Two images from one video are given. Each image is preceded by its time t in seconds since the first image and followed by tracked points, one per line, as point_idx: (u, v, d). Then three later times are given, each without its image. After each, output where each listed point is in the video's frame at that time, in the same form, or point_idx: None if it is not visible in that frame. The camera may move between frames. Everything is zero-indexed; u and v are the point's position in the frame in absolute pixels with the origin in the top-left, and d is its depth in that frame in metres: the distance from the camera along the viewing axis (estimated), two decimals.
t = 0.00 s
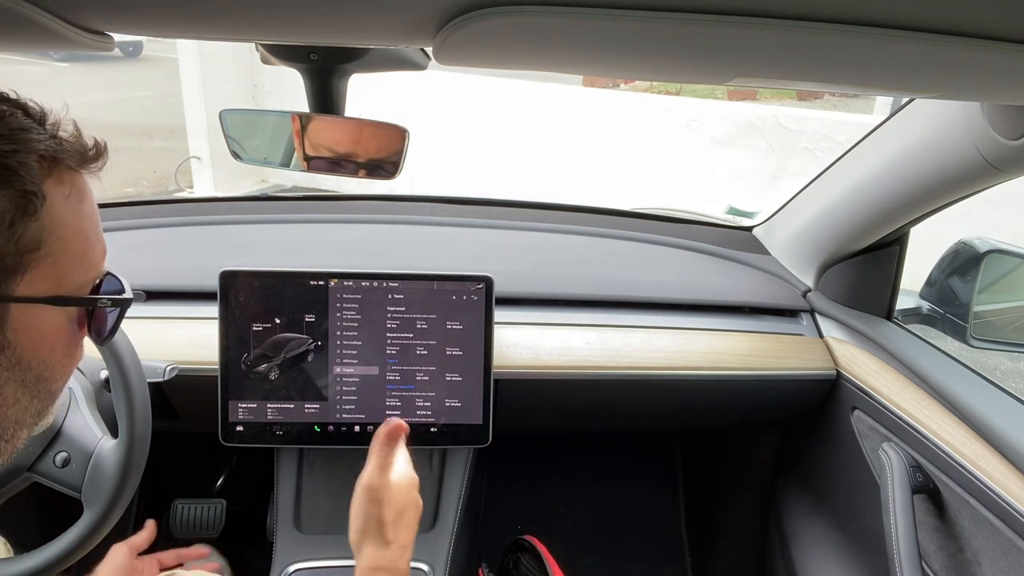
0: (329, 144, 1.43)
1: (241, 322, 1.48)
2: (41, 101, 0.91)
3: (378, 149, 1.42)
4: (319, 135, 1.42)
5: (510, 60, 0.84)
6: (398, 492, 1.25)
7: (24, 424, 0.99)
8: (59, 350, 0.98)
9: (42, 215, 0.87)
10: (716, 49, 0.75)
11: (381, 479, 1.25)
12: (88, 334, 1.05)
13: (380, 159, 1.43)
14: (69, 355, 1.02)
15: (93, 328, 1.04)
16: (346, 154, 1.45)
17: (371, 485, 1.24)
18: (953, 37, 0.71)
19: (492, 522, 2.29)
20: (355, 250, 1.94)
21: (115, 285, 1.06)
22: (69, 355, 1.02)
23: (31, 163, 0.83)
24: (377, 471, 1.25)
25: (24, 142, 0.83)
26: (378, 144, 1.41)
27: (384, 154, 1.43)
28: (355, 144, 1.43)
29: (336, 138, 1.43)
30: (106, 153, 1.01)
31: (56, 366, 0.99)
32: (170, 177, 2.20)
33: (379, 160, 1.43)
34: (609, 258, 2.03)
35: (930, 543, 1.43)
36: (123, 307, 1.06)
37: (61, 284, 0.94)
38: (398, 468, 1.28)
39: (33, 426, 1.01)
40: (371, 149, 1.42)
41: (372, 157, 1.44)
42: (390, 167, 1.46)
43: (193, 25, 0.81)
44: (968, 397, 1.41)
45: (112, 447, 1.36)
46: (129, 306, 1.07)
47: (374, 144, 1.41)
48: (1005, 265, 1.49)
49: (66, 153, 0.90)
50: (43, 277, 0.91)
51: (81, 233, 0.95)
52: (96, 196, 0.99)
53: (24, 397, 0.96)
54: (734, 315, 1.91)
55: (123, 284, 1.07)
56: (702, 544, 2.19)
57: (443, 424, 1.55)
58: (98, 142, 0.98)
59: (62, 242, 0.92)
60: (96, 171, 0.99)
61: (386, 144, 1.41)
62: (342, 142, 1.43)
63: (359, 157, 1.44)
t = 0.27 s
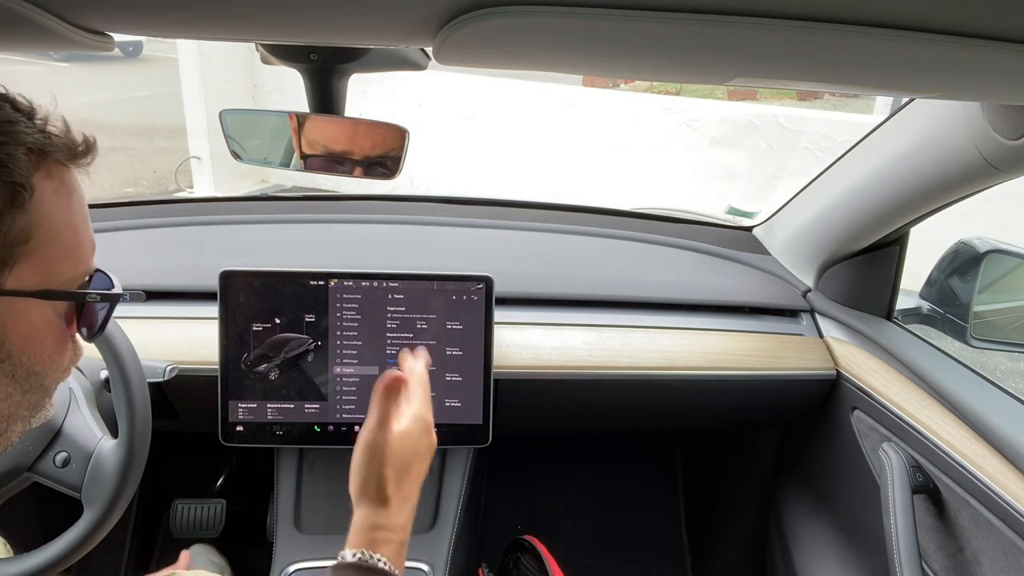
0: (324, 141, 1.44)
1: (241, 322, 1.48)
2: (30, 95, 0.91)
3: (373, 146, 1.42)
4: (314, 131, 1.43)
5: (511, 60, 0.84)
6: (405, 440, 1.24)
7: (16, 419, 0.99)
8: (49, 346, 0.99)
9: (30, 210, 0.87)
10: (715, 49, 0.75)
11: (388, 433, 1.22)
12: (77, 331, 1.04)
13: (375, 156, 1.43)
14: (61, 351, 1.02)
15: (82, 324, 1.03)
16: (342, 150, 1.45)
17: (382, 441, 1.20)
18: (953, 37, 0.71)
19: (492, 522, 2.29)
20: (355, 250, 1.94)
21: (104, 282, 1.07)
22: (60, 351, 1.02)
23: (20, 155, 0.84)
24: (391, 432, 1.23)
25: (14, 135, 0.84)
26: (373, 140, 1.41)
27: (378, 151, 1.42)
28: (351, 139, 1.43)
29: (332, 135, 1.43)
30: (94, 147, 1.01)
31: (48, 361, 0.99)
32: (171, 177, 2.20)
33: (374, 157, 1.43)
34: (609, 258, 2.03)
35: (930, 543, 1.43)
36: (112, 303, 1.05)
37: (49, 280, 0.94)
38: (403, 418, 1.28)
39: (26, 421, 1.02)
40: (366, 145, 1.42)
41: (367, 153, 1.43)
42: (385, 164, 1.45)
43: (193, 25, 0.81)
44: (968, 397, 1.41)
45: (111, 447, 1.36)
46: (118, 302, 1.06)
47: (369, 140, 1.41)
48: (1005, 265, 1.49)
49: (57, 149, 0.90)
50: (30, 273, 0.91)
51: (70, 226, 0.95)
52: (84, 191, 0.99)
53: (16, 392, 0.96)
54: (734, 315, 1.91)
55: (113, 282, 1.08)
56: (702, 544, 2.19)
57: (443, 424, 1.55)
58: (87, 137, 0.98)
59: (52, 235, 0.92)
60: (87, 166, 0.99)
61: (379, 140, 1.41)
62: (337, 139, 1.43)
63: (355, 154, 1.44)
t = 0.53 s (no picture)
0: (322, 139, 1.44)
1: (241, 322, 1.48)
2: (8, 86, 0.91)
3: (371, 141, 1.42)
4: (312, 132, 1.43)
5: (511, 60, 0.84)
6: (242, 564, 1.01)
7: (17, 416, 0.97)
8: (43, 340, 0.97)
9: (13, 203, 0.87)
10: (715, 49, 0.75)
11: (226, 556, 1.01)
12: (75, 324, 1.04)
13: (375, 150, 1.43)
14: (54, 349, 1.00)
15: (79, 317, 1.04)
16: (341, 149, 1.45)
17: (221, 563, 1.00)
18: (953, 36, 0.71)
19: (492, 522, 2.29)
20: (356, 250, 1.94)
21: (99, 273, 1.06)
22: (54, 349, 1.00)
23: None
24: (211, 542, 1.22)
25: None
26: (371, 136, 1.41)
27: (377, 145, 1.42)
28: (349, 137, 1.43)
29: (330, 134, 1.43)
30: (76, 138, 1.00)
31: (43, 356, 0.98)
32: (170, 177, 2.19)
33: (373, 152, 1.43)
34: (609, 258, 2.03)
35: (930, 543, 1.43)
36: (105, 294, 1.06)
37: (37, 272, 0.94)
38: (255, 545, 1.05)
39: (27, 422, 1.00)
40: (364, 141, 1.42)
41: (367, 150, 1.43)
42: (385, 160, 1.45)
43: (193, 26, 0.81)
44: (968, 397, 1.41)
45: (111, 447, 1.36)
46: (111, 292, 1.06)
47: (368, 136, 1.41)
48: (1005, 265, 1.49)
49: (36, 139, 0.90)
50: (17, 264, 0.91)
51: (57, 217, 0.95)
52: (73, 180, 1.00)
53: (13, 387, 0.94)
54: (734, 315, 1.91)
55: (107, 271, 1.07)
56: (702, 544, 2.19)
57: (443, 424, 1.55)
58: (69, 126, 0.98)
59: (37, 227, 0.93)
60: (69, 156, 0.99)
61: (378, 135, 1.40)
62: (335, 137, 1.43)
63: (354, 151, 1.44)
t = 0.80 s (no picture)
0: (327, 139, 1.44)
1: (241, 322, 1.48)
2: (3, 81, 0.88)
3: (375, 140, 1.42)
4: (317, 132, 1.43)
5: (511, 61, 0.84)
6: None
7: (33, 413, 1.00)
8: (58, 341, 0.99)
9: (21, 208, 0.87)
10: (715, 49, 0.75)
11: None
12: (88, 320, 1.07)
13: (380, 148, 1.43)
14: (71, 345, 1.03)
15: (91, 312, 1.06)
16: (347, 148, 1.45)
17: None
18: (953, 37, 0.71)
19: (492, 522, 2.29)
20: (356, 250, 1.95)
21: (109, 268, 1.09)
22: (70, 345, 1.02)
23: None
24: None
25: None
26: (375, 134, 1.40)
27: (383, 142, 1.41)
28: (354, 136, 1.43)
29: (335, 133, 1.43)
30: (71, 129, 0.99)
31: (57, 355, 1.00)
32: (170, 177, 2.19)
33: (379, 150, 1.43)
34: (610, 258, 2.03)
35: (930, 543, 1.43)
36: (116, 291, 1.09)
37: (48, 273, 0.94)
38: None
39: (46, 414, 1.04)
40: (369, 140, 1.42)
41: (373, 148, 1.43)
42: (392, 157, 1.44)
43: (194, 26, 0.81)
44: (968, 397, 1.41)
45: (111, 447, 1.36)
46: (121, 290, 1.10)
47: (372, 133, 1.41)
48: (1004, 265, 1.49)
49: (35, 136, 0.88)
50: (28, 269, 0.91)
51: (59, 216, 0.94)
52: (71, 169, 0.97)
53: (27, 389, 0.96)
54: (734, 315, 1.91)
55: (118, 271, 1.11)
56: (702, 545, 2.19)
57: (443, 424, 1.55)
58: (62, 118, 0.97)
59: (40, 230, 0.91)
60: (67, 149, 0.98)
61: (381, 132, 1.40)
62: (340, 137, 1.43)
63: (360, 150, 1.44)
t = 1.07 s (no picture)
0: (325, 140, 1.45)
1: (241, 322, 1.48)
2: None
3: (372, 138, 1.42)
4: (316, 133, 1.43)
5: (511, 61, 0.84)
6: None
7: (41, 409, 1.01)
8: (64, 338, 1.00)
9: (24, 209, 0.87)
10: (715, 49, 0.75)
11: None
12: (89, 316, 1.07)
13: (378, 147, 1.43)
14: (74, 343, 1.03)
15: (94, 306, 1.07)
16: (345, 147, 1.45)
17: None
18: (953, 37, 0.71)
19: (492, 522, 2.29)
20: (356, 250, 1.95)
21: (110, 263, 1.10)
22: (73, 343, 1.03)
23: None
24: None
25: None
26: (372, 131, 1.41)
27: (380, 140, 1.42)
28: (353, 136, 1.43)
29: (333, 134, 1.43)
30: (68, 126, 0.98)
31: (63, 352, 1.01)
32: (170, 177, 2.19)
33: (376, 149, 1.43)
34: (610, 258, 2.03)
35: (930, 543, 1.43)
36: (120, 287, 1.11)
37: (53, 273, 0.94)
38: None
39: (51, 411, 1.04)
40: (366, 139, 1.42)
41: (371, 147, 1.43)
42: (391, 157, 1.45)
43: (193, 26, 0.81)
44: (968, 397, 1.41)
45: (111, 447, 1.36)
46: (126, 286, 1.12)
47: (370, 132, 1.41)
48: (1004, 265, 1.49)
49: (32, 133, 0.88)
50: (32, 269, 0.91)
51: (60, 216, 0.93)
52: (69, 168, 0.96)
53: (37, 386, 0.97)
54: (734, 315, 1.91)
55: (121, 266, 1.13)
56: (702, 545, 2.19)
57: (443, 424, 1.55)
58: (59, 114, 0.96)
59: (41, 230, 0.91)
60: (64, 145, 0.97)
61: (378, 130, 1.40)
62: (339, 136, 1.43)
63: (358, 149, 1.44)
